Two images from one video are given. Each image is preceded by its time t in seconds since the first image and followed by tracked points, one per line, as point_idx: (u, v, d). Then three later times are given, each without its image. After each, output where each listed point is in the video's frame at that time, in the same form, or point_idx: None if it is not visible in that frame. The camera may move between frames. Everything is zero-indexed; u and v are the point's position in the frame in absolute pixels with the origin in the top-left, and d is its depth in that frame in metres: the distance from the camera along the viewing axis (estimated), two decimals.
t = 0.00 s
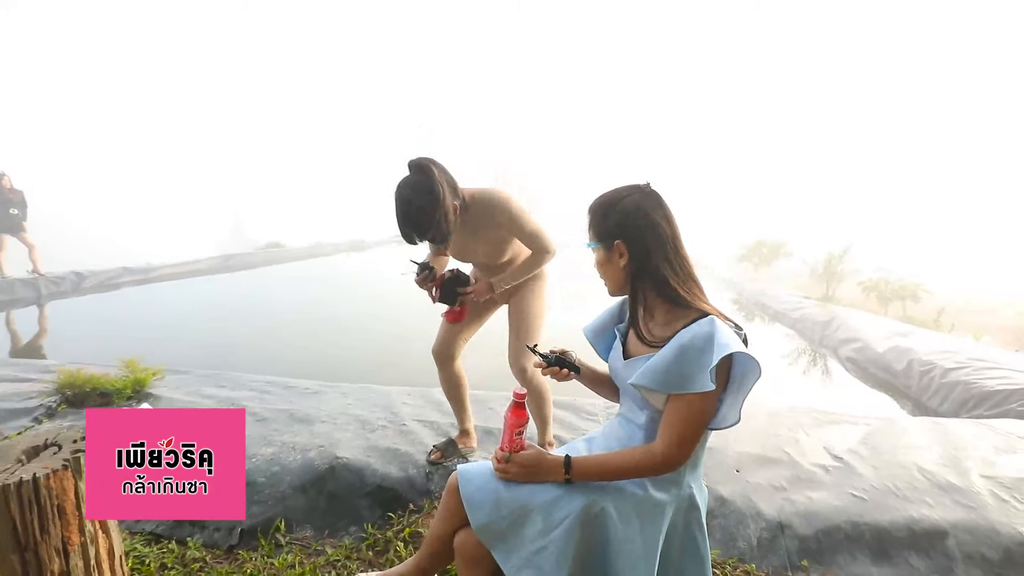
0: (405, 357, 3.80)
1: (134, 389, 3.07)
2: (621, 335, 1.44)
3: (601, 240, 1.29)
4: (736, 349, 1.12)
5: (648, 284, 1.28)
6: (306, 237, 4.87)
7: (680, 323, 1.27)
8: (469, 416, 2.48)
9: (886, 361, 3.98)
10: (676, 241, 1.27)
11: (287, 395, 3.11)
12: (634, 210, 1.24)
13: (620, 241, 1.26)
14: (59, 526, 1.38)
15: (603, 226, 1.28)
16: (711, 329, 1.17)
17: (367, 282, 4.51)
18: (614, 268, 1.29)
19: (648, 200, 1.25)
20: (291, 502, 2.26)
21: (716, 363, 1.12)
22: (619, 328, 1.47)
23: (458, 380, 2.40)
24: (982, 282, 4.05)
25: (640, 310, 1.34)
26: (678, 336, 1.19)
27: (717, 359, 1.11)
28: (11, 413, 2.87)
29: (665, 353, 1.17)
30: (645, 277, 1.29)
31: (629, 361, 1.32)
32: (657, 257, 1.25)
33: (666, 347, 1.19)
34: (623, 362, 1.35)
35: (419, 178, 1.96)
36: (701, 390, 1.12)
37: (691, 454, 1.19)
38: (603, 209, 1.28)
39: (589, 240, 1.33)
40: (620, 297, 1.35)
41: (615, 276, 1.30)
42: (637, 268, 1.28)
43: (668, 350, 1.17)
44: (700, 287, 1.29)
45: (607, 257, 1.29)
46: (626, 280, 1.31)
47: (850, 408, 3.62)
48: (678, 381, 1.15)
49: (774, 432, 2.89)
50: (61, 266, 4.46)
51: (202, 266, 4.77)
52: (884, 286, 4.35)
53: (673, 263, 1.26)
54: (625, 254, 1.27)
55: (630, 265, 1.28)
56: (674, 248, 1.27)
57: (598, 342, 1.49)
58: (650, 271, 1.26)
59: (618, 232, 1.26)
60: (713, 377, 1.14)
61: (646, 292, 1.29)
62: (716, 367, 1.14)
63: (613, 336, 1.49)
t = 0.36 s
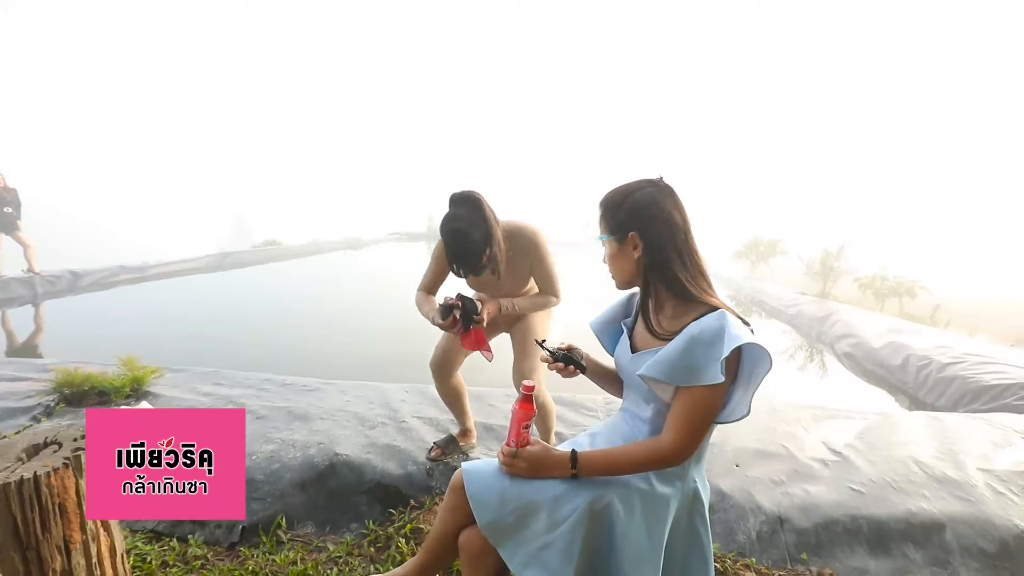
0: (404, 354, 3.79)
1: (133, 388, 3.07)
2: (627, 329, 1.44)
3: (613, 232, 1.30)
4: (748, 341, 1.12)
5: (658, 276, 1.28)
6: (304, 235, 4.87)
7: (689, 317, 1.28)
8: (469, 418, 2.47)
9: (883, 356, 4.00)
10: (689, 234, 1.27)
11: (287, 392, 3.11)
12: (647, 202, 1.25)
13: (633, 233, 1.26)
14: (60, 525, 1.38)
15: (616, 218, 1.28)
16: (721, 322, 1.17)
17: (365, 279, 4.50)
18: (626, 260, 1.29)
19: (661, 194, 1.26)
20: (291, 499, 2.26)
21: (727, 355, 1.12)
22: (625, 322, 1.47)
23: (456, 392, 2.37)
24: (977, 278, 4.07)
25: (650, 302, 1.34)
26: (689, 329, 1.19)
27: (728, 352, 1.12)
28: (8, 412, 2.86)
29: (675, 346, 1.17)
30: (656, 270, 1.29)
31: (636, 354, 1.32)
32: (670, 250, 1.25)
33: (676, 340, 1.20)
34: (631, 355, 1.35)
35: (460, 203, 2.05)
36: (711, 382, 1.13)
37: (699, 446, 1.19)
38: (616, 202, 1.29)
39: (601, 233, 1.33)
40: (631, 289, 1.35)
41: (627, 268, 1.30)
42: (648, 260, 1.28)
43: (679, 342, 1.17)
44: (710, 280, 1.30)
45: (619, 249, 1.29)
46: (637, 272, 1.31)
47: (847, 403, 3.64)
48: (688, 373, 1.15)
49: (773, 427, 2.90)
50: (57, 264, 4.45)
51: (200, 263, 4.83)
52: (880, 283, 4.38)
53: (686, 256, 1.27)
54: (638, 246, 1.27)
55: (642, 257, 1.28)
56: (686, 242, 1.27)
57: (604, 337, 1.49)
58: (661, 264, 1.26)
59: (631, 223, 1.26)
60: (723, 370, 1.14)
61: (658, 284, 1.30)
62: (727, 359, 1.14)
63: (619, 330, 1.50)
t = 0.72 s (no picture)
0: (403, 355, 3.79)
1: (130, 388, 3.05)
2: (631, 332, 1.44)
3: (620, 233, 1.29)
4: (750, 342, 1.11)
5: (665, 279, 1.28)
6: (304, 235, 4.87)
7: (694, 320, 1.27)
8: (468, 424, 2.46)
9: (882, 359, 4.00)
10: (696, 238, 1.27)
11: (286, 393, 3.10)
12: (657, 204, 1.24)
13: (642, 235, 1.26)
14: (58, 526, 1.37)
15: (624, 218, 1.28)
16: (725, 323, 1.16)
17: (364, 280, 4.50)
18: (632, 261, 1.29)
19: (672, 196, 1.25)
20: (290, 500, 2.25)
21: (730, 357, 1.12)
22: (629, 324, 1.46)
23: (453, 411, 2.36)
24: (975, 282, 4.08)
25: (654, 305, 1.34)
26: (692, 330, 1.18)
27: (731, 353, 1.11)
28: (5, 411, 2.84)
29: (678, 347, 1.16)
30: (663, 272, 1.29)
31: (639, 356, 1.31)
32: (678, 253, 1.25)
33: (679, 341, 1.19)
34: (634, 358, 1.34)
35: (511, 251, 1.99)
36: (713, 384, 1.12)
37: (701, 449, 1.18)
38: (626, 202, 1.28)
39: (607, 233, 1.33)
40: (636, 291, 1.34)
41: (632, 269, 1.30)
42: (655, 262, 1.28)
43: (681, 344, 1.16)
44: (714, 286, 1.29)
45: (626, 250, 1.28)
46: (643, 273, 1.30)
47: (845, 405, 3.64)
48: (690, 375, 1.14)
49: (773, 430, 2.90)
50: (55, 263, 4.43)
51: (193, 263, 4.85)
52: (878, 285, 4.42)
53: (693, 259, 1.27)
54: (646, 247, 1.27)
55: (649, 259, 1.28)
56: (694, 245, 1.27)
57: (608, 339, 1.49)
58: (668, 266, 1.26)
59: (639, 224, 1.26)
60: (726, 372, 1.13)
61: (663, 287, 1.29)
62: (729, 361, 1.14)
63: (623, 333, 1.49)
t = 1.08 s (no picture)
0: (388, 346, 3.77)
1: (108, 374, 3.00)
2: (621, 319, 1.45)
3: (603, 227, 1.32)
4: (727, 335, 1.12)
5: (647, 270, 1.29)
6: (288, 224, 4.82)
7: (677, 310, 1.27)
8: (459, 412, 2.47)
9: (860, 357, 4.08)
10: (676, 228, 1.27)
11: (268, 381, 3.08)
12: (635, 197, 1.26)
13: (619, 227, 1.28)
14: (30, 511, 1.35)
15: (605, 212, 1.30)
16: (705, 315, 1.18)
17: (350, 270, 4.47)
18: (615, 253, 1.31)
19: (649, 188, 1.27)
20: (272, 488, 2.24)
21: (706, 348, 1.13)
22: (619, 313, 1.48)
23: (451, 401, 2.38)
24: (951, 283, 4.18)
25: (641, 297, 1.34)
26: (674, 321, 1.19)
27: (706, 345, 1.12)
28: None
29: (659, 337, 1.18)
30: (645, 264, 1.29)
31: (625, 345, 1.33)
32: (655, 244, 1.26)
33: (661, 332, 1.21)
34: (620, 346, 1.36)
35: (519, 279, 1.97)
36: (691, 374, 1.13)
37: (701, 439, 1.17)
38: (607, 197, 1.31)
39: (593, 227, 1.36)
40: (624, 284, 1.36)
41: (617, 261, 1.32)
42: (636, 254, 1.28)
43: (662, 334, 1.18)
44: (699, 277, 1.29)
45: (609, 244, 1.31)
46: (626, 266, 1.32)
47: (823, 400, 3.72)
48: (670, 365, 1.16)
49: (753, 423, 2.95)
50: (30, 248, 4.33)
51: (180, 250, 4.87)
52: (859, 285, 4.51)
53: (673, 250, 1.27)
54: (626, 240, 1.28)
55: (630, 251, 1.29)
56: (674, 236, 1.27)
57: (598, 327, 1.51)
58: (650, 257, 1.27)
59: (618, 217, 1.27)
60: (705, 363, 1.14)
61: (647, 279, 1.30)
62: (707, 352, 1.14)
63: (612, 321, 1.51)
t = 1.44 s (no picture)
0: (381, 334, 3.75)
1: (96, 361, 2.98)
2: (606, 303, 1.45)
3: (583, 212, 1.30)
4: (689, 308, 1.13)
5: (626, 258, 1.28)
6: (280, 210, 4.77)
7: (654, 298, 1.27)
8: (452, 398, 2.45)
9: (852, 346, 4.09)
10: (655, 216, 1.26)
11: (260, 368, 3.06)
12: (615, 183, 1.24)
13: (597, 212, 1.26)
14: (14, 501, 1.33)
15: (586, 198, 1.28)
16: (674, 292, 1.17)
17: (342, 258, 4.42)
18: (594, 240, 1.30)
19: (630, 175, 1.24)
20: (262, 475, 2.22)
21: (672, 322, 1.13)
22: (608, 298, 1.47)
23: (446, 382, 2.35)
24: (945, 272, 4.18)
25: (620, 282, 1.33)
26: (645, 301, 1.19)
27: (671, 320, 1.13)
28: None
29: (630, 317, 1.18)
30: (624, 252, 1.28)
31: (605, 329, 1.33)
32: (634, 231, 1.25)
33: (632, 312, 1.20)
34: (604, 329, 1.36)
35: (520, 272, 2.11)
36: (661, 350, 1.14)
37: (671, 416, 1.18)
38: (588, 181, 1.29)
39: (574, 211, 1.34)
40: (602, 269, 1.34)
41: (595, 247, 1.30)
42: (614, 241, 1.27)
43: (633, 314, 1.17)
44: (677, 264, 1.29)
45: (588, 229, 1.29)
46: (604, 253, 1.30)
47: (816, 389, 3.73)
48: (641, 344, 1.16)
49: (745, 411, 2.96)
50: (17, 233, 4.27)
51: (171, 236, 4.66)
52: (852, 275, 4.43)
53: (651, 236, 1.26)
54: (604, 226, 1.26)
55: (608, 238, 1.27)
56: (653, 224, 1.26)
57: (587, 310, 1.50)
58: (628, 244, 1.26)
59: (597, 203, 1.26)
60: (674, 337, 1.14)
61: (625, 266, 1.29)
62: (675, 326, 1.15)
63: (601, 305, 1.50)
